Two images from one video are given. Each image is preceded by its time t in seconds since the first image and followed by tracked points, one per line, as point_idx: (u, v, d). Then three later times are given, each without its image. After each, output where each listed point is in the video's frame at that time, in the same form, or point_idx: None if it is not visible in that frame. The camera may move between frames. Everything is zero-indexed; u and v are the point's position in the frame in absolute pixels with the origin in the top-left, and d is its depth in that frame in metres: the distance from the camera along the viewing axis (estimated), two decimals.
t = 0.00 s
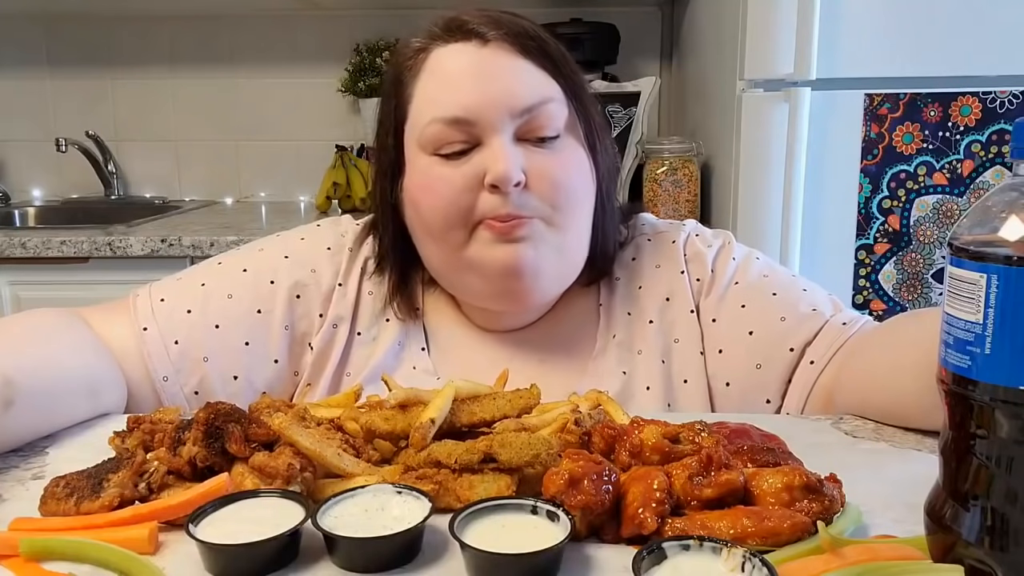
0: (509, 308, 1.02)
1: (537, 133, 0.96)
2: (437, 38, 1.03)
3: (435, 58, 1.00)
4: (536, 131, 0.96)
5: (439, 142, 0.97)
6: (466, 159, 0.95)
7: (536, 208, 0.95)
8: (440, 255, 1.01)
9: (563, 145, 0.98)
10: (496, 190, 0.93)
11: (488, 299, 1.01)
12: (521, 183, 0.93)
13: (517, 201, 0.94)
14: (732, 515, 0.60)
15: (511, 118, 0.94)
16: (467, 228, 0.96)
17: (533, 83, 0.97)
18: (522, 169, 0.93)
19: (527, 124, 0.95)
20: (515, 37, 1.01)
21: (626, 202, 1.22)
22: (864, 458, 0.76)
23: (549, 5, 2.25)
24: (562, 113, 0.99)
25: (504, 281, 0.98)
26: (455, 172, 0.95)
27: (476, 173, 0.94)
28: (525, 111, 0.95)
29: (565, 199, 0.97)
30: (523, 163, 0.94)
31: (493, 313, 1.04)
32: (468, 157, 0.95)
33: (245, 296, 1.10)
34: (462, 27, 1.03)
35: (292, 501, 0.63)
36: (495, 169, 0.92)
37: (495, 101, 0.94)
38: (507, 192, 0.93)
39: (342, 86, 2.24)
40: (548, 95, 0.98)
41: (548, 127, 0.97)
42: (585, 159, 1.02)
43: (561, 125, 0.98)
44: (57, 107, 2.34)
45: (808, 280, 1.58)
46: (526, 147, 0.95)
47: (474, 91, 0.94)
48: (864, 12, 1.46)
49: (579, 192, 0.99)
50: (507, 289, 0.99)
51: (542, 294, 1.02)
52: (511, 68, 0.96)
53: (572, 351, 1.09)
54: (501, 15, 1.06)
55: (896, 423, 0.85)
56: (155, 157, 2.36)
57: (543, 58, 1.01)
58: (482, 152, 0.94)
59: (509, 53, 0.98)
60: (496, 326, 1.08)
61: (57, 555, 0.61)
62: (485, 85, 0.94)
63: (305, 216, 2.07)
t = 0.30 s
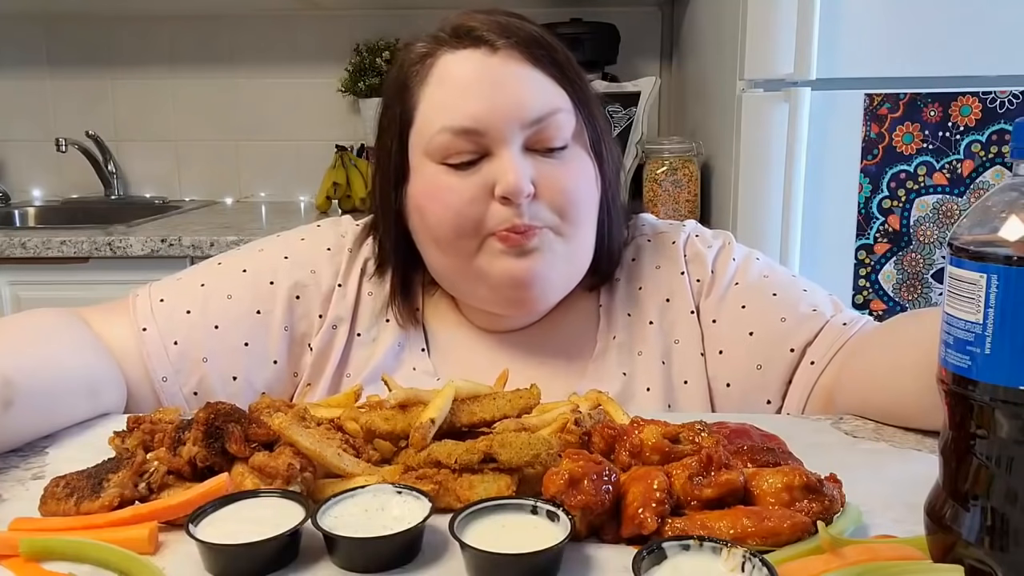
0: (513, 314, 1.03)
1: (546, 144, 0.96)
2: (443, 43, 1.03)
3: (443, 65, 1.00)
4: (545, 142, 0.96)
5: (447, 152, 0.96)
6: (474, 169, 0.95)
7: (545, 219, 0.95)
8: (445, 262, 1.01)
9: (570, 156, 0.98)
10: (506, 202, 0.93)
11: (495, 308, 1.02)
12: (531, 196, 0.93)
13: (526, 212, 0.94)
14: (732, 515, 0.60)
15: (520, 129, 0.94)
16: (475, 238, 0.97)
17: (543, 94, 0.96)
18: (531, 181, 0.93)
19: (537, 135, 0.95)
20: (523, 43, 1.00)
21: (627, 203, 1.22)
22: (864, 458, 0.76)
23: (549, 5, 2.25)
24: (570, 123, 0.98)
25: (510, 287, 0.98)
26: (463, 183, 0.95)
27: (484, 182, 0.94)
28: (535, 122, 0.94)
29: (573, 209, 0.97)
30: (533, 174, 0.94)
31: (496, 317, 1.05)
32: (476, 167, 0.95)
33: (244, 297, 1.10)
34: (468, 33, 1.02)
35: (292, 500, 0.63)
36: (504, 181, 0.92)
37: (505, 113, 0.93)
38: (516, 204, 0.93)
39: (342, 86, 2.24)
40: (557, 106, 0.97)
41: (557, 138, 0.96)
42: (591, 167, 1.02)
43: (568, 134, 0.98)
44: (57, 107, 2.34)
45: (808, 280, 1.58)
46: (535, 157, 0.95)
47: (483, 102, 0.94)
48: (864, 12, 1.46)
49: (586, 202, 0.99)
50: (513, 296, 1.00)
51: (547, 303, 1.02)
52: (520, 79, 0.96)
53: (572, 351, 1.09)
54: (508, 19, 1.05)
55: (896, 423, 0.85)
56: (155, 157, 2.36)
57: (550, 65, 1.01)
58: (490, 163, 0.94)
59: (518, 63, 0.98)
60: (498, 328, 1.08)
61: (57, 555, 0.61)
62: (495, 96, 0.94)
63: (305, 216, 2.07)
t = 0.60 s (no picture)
0: (516, 316, 1.03)
1: (552, 145, 0.96)
2: (446, 43, 1.03)
3: (448, 65, 1.00)
4: (550, 143, 0.96)
5: (452, 153, 0.96)
6: (479, 170, 0.95)
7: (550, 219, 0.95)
8: (449, 263, 1.01)
9: (575, 156, 0.98)
10: (512, 203, 0.93)
11: (499, 309, 1.02)
12: (537, 196, 0.93)
13: (531, 213, 0.94)
14: (732, 515, 0.60)
15: (526, 130, 0.94)
16: (480, 239, 0.97)
17: (548, 95, 0.96)
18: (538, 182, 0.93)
19: (542, 136, 0.95)
20: (528, 44, 1.00)
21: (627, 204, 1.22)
22: (864, 458, 0.76)
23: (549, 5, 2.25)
24: (574, 124, 0.98)
25: (515, 288, 0.98)
26: (468, 184, 0.95)
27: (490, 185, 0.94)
28: (540, 123, 0.95)
29: (579, 211, 0.97)
30: (539, 175, 0.94)
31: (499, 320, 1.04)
32: (481, 167, 0.95)
33: (244, 298, 1.10)
34: (472, 33, 1.02)
35: (292, 500, 0.63)
36: (510, 181, 0.92)
37: (511, 113, 0.93)
38: (523, 205, 0.93)
39: (342, 86, 2.24)
40: (562, 107, 0.97)
41: (562, 139, 0.96)
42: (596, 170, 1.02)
43: (574, 137, 0.98)
44: (57, 107, 2.34)
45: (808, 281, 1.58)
46: (540, 158, 0.95)
47: (489, 102, 0.94)
48: (864, 12, 1.46)
49: (591, 204, 0.99)
50: (517, 297, 0.99)
51: (551, 304, 1.02)
52: (526, 79, 0.96)
53: (572, 351, 1.09)
54: (513, 21, 1.05)
55: (897, 423, 0.85)
56: (155, 157, 2.36)
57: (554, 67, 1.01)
58: (496, 163, 0.94)
59: (523, 64, 0.98)
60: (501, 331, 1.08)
61: (57, 555, 0.61)
62: (501, 97, 0.94)
63: (305, 217, 2.07)
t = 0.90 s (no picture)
0: (518, 314, 1.03)
1: (552, 141, 0.96)
2: (447, 38, 1.03)
3: (449, 60, 1.00)
4: (551, 138, 0.95)
5: (453, 148, 0.96)
6: (480, 165, 0.95)
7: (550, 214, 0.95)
8: (451, 259, 1.01)
9: (576, 152, 0.98)
10: (512, 198, 0.93)
11: (499, 306, 1.01)
12: (537, 190, 0.93)
13: (532, 207, 0.94)
14: (732, 515, 0.60)
15: (527, 125, 0.94)
16: (482, 235, 0.96)
17: (549, 91, 0.96)
18: (539, 176, 0.93)
19: (542, 131, 0.95)
20: (529, 40, 1.00)
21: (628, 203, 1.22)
22: (864, 458, 0.76)
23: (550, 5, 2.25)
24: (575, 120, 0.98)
25: (515, 286, 0.98)
26: (469, 179, 0.95)
27: (491, 180, 0.94)
28: (541, 119, 0.95)
29: (580, 207, 0.97)
30: (540, 170, 0.94)
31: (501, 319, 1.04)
32: (482, 163, 0.95)
33: (244, 297, 1.10)
34: (472, 29, 1.02)
35: (292, 500, 0.63)
36: (510, 176, 0.92)
37: (511, 108, 0.93)
38: (524, 199, 0.93)
39: (342, 86, 2.24)
40: (563, 103, 0.97)
41: (563, 135, 0.96)
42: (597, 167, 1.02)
43: (575, 133, 0.98)
44: (57, 107, 2.34)
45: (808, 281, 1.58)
46: (541, 153, 0.95)
47: (490, 97, 0.94)
48: (863, 12, 1.46)
49: (593, 200, 0.99)
50: (518, 295, 0.99)
51: (552, 302, 1.01)
52: (527, 75, 0.96)
53: (572, 350, 1.09)
54: (514, 18, 1.05)
55: (898, 423, 0.85)
56: (155, 157, 2.35)
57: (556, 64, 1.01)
58: (497, 158, 0.94)
59: (524, 59, 0.98)
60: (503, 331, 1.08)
61: (57, 555, 0.61)
62: (502, 91, 0.94)
63: (305, 216, 2.07)
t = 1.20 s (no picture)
0: (501, 311, 1.03)
1: (526, 136, 0.95)
2: (431, 37, 1.02)
3: (426, 58, 1.00)
4: (524, 133, 0.95)
5: (428, 144, 0.97)
6: (451, 161, 0.95)
7: (522, 209, 0.95)
8: (432, 254, 1.02)
9: (552, 148, 0.97)
10: (482, 193, 0.93)
11: (480, 301, 1.02)
12: (507, 185, 0.93)
13: (502, 203, 0.94)
14: (732, 515, 0.60)
15: (497, 121, 0.93)
16: (457, 229, 0.97)
17: (522, 86, 0.95)
18: (508, 171, 0.93)
19: (514, 127, 0.94)
20: (507, 36, 0.99)
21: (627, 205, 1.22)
22: (864, 458, 0.76)
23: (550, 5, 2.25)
24: (552, 115, 0.97)
25: (492, 282, 0.98)
26: (441, 175, 0.95)
27: (461, 175, 0.94)
28: (512, 114, 0.94)
29: (556, 202, 0.97)
30: (510, 165, 0.93)
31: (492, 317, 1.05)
32: (454, 159, 0.95)
33: (246, 298, 1.10)
34: (453, 27, 1.01)
35: (292, 501, 0.63)
36: (478, 172, 0.92)
37: (481, 104, 0.93)
38: (492, 193, 0.93)
39: (342, 86, 2.24)
40: (537, 98, 0.96)
41: (536, 130, 0.95)
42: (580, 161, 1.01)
43: (552, 127, 0.97)
44: (58, 107, 2.34)
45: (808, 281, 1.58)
46: (513, 149, 0.94)
47: (460, 93, 0.94)
48: (864, 13, 1.46)
49: (572, 195, 0.98)
50: (497, 292, 0.99)
51: (533, 298, 1.02)
52: (500, 70, 0.95)
53: (571, 351, 1.09)
54: (503, 14, 1.04)
55: (897, 422, 0.85)
56: (155, 157, 2.35)
57: (536, 60, 0.99)
58: (468, 154, 0.94)
59: (499, 54, 0.97)
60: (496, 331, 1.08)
61: (57, 555, 0.61)
62: (472, 88, 0.94)
63: (305, 216, 2.07)
